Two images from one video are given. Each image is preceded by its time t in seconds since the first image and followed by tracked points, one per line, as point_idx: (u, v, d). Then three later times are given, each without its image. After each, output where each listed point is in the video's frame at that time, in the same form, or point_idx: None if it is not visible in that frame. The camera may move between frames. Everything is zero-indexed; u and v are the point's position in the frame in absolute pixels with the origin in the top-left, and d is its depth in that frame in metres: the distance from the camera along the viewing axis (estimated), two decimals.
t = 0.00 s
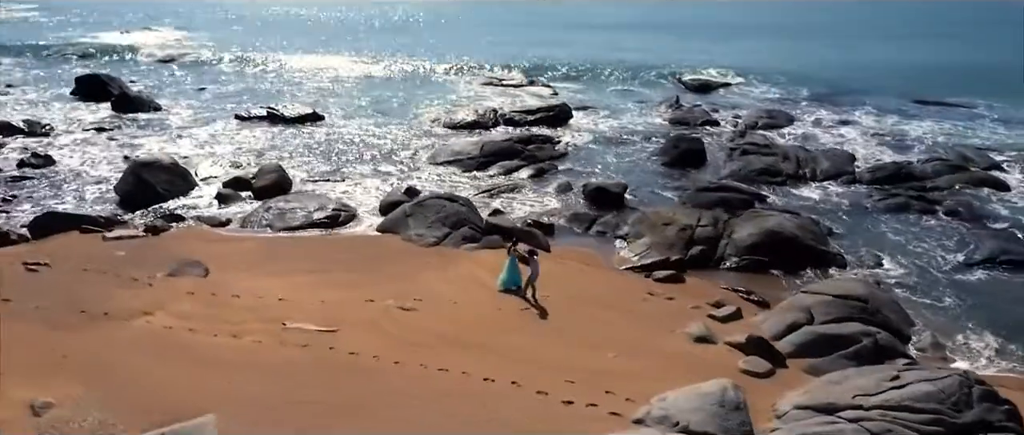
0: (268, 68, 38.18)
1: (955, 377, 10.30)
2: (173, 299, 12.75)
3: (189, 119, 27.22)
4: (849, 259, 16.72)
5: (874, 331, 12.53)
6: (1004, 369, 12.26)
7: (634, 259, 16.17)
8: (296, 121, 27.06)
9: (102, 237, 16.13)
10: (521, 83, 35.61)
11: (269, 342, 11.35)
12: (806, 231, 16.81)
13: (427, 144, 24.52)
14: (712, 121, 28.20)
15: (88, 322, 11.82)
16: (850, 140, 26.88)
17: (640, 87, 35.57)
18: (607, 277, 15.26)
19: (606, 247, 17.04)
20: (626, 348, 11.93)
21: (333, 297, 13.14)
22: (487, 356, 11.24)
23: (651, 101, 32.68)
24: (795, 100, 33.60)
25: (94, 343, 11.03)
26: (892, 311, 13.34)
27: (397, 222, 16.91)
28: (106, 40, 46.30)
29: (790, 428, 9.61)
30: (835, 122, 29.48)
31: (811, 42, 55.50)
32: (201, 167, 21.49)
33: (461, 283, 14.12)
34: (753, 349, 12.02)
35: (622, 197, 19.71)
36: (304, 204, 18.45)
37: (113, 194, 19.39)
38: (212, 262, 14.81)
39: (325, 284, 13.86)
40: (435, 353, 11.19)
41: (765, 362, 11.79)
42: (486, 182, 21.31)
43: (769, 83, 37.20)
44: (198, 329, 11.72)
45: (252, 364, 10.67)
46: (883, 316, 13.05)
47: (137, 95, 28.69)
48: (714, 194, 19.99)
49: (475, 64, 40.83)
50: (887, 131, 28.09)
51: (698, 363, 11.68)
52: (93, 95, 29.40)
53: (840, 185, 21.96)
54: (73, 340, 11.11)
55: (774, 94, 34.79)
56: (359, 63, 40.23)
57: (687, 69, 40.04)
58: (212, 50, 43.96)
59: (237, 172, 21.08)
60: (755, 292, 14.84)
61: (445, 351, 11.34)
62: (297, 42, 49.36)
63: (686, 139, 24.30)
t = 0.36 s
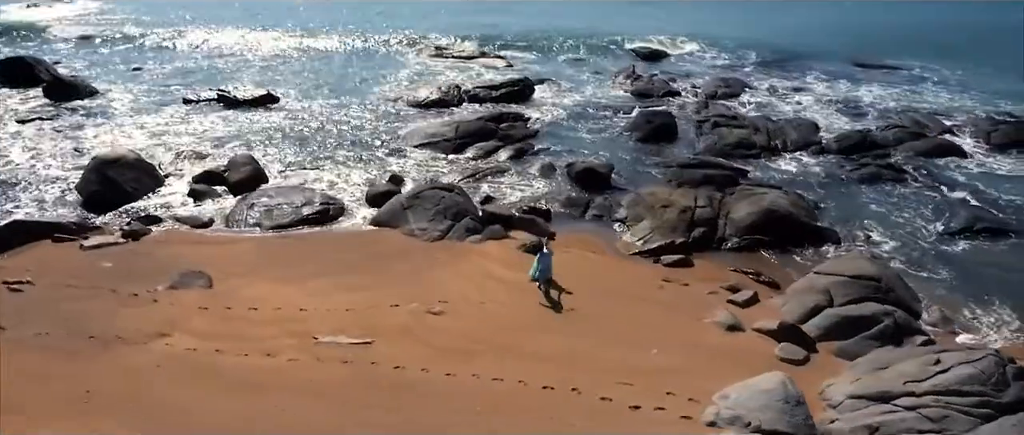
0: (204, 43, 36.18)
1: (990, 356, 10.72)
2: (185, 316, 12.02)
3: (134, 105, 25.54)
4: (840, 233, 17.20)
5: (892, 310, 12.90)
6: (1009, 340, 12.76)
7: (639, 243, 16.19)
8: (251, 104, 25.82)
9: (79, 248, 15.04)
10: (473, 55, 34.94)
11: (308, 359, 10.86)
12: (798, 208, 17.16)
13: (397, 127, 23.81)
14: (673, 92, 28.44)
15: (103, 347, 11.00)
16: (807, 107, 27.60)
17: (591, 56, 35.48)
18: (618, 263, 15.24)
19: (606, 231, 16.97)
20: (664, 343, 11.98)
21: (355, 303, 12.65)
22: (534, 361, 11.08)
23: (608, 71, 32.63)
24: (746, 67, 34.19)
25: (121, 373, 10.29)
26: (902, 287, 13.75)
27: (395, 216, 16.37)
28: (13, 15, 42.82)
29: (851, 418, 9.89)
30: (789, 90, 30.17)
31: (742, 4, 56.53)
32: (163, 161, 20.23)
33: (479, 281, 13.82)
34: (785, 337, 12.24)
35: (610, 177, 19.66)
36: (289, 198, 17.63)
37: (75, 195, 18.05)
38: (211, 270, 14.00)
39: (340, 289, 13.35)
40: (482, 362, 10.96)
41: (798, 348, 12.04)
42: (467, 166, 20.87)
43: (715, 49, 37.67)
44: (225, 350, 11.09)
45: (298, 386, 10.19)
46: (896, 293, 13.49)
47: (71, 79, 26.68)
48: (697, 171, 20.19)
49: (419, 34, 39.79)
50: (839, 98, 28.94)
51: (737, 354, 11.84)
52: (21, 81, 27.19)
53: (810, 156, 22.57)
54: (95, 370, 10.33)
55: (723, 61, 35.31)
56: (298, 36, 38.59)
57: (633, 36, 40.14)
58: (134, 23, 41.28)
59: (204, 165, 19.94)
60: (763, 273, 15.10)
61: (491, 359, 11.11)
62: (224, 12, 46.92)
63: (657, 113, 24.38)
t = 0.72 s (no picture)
0: (127, 21, 33.94)
1: (1003, 327, 11.46)
2: (212, 334, 11.51)
3: (72, 97, 23.87)
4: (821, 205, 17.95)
5: (896, 284, 13.61)
6: (1000, 304, 13.65)
7: (638, 227, 16.45)
8: (201, 91, 24.52)
9: (64, 264, 14.10)
10: (418, 31, 34.20)
11: (356, 374, 10.60)
12: (782, 183, 17.75)
13: (363, 113, 23.18)
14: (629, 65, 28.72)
15: (133, 374, 10.39)
16: (758, 78, 28.45)
17: (537, 28, 35.30)
18: (624, 249, 15.45)
19: (602, 216, 17.14)
20: (697, 332, 12.29)
21: (383, 311, 12.42)
22: (581, 360, 11.16)
23: (558, 44, 32.54)
24: (690, 35, 34.74)
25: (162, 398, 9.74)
26: (897, 260, 14.50)
27: (393, 211, 16.04)
28: None
29: (893, 396, 10.44)
30: (737, 61, 30.92)
31: None
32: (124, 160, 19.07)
33: (498, 278, 13.78)
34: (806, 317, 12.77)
35: (593, 159, 19.80)
36: (274, 196, 16.97)
37: (38, 204, 16.86)
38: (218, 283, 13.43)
39: (362, 296, 13.07)
40: (533, 364, 11.00)
41: (820, 327, 12.59)
42: (446, 151, 20.57)
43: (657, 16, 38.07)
44: (267, 371, 10.68)
45: (356, 401, 9.92)
46: (894, 266, 14.21)
47: None
48: (674, 149, 20.59)
49: (356, 7, 38.52)
50: (785, 67, 29.88)
51: (766, 337, 12.26)
52: None
53: (772, 127, 23.34)
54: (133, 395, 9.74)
55: (667, 30, 35.75)
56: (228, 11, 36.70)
57: (573, 4, 40.08)
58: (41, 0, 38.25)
59: (172, 164, 18.93)
60: (762, 251, 15.63)
61: (539, 360, 11.14)
62: None
63: (622, 88, 24.56)
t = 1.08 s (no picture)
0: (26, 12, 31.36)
1: (983, 289, 12.63)
2: (247, 359, 11.27)
3: None
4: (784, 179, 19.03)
5: (875, 253, 14.70)
6: (960, 267, 15.08)
7: (623, 213, 16.98)
8: (136, 91, 23.17)
9: (50, 294, 13.30)
10: (346, 15, 33.35)
11: (407, 386, 10.62)
12: (748, 161, 18.67)
13: (317, 107, 22.58)
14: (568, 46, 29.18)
15: (181, 410, 10.06)
16: (691, 55, 29.59)
17: (467, 8, 35.07)
18: (617, 237, 15.97)
19: (585, 204, 17.57)
20: (712, 316, 12.95)
21: (408, 320, 12.43)
22: (619, 355, 11.60)
23: (491, 26, 32.53)
24: (617, 11, 35.46)
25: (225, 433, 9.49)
26: (870, 230, 15.63)
27: (385, 214, 15.91)
28: None
29: (904, 363, 11.38)
30: (667, 38, 31.87)
31: None
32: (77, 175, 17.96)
33: (510, 276, 14.03)
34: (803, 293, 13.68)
35: (561, 145, 20.17)
36: (255, 203, 16.46)
37: None
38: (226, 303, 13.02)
39: (381, 305, 13.05)
40: (575, 361, 11.39)
41: (818, 301, 13.51)
42: (414, 144, 20.40)
43: None
44: (316, 393, 10.54)
45: (420, 415, 9.97)
46: (868, 237, 15.32)
47: None
48: (636, 131, 21.24)
49: None
50: (714, 43, 31.07)
51: (775, 315, 13.05)
52: None
53: (718, 103, 24.39)
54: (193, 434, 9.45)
55: (593, 6, 36.30)
56: None
57: None
58: None
59: (131, 176, 17.96)
60: (743, 230, 16.47)
61: (579, 358, 11.49)
62: None
63: (573, 71, 24.94)
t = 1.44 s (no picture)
0: None
1: (940, 261, 14.21)
2: (286, 389, 11.30)
3: None
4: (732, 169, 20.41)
5: (836, 236, 16.13)
6: (903, 242, 16.85)
7: (597, 213, 17.81)
8: (65, 115, 21.95)
9: (47, 342, 12.74)
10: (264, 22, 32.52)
11: (457, 402, 11.01)
12: (701, 154, 19.89)
13: (267, 123, 22.16)
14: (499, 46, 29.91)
15: None
16: (616, 49, 30.86)
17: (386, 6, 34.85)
18: (599, 236, 16.76)
19: (559, 205, 18.27)
20: (710, 305, 13.94)
21: (432, 334, 12.77)
22: (640, 350, 12.38)
23: (416, 28, 32.60)
24: (535, 8, 36.27)
25: None
26: (826, 214, 17.08)
27: (374, 230, 16.05)
28: None
29: (889, 334, 12.68)
30: (589, 33, 32.93)
31: None
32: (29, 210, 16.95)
33: (513, 283, 14.56)
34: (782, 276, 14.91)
35: (522, 149, 20.77)
36: (236, 228, 16.18)
37: None
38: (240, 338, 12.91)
39: (398, 323, 13.30)
40: (603, 361, 12.09)
41: (797, 283, 14.77)
42: (376, 156, 20.45)
43: None
44: (368, 416, 10.75)
45: (480, 425, 10.39)
46: (825, 219, 16.79)
47: None
48: (588, 130, 22.14)
49: None
50: (634, 37, 32.38)
51: (764, 299, 14.18)
52: None
53: (654, 96, 25.69)
54: None
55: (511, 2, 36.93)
56: (28, 12, 32.28)
57: None
58: None
59: (90, 208, 17.14)
60: (710, 221, 17.62)
61: (606, 357, 12.19)
62: None
63: (515, 72, 25.55)
